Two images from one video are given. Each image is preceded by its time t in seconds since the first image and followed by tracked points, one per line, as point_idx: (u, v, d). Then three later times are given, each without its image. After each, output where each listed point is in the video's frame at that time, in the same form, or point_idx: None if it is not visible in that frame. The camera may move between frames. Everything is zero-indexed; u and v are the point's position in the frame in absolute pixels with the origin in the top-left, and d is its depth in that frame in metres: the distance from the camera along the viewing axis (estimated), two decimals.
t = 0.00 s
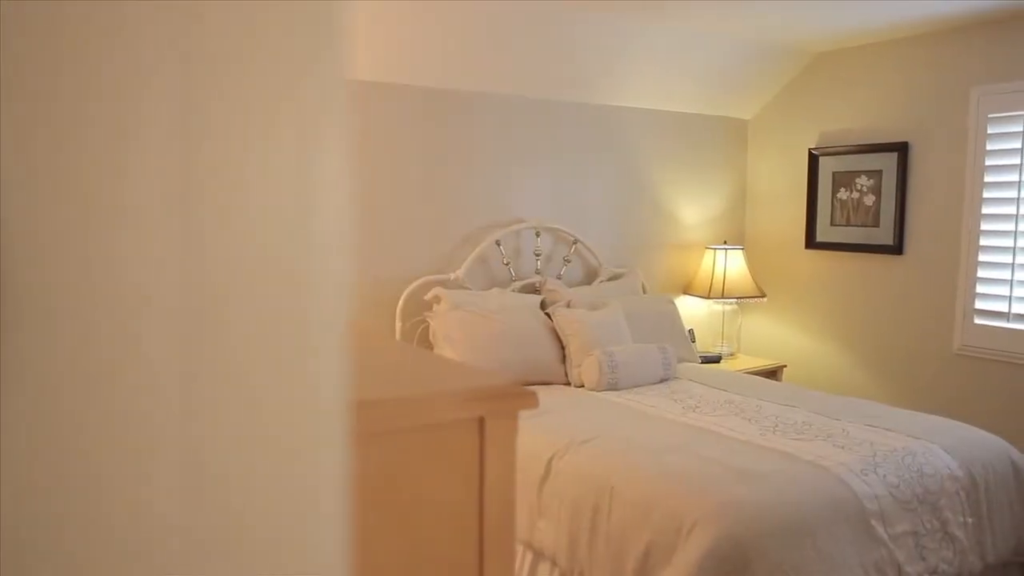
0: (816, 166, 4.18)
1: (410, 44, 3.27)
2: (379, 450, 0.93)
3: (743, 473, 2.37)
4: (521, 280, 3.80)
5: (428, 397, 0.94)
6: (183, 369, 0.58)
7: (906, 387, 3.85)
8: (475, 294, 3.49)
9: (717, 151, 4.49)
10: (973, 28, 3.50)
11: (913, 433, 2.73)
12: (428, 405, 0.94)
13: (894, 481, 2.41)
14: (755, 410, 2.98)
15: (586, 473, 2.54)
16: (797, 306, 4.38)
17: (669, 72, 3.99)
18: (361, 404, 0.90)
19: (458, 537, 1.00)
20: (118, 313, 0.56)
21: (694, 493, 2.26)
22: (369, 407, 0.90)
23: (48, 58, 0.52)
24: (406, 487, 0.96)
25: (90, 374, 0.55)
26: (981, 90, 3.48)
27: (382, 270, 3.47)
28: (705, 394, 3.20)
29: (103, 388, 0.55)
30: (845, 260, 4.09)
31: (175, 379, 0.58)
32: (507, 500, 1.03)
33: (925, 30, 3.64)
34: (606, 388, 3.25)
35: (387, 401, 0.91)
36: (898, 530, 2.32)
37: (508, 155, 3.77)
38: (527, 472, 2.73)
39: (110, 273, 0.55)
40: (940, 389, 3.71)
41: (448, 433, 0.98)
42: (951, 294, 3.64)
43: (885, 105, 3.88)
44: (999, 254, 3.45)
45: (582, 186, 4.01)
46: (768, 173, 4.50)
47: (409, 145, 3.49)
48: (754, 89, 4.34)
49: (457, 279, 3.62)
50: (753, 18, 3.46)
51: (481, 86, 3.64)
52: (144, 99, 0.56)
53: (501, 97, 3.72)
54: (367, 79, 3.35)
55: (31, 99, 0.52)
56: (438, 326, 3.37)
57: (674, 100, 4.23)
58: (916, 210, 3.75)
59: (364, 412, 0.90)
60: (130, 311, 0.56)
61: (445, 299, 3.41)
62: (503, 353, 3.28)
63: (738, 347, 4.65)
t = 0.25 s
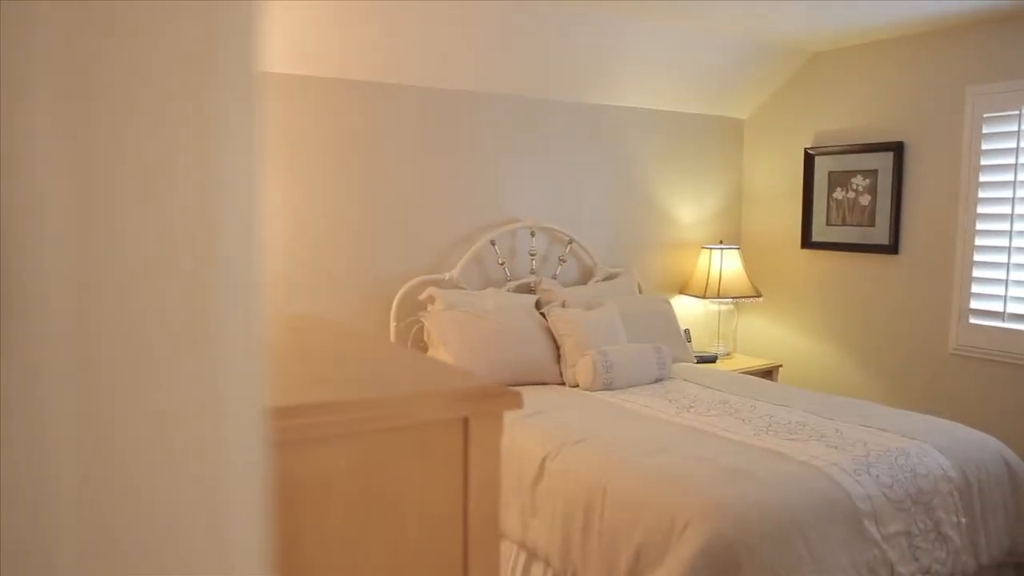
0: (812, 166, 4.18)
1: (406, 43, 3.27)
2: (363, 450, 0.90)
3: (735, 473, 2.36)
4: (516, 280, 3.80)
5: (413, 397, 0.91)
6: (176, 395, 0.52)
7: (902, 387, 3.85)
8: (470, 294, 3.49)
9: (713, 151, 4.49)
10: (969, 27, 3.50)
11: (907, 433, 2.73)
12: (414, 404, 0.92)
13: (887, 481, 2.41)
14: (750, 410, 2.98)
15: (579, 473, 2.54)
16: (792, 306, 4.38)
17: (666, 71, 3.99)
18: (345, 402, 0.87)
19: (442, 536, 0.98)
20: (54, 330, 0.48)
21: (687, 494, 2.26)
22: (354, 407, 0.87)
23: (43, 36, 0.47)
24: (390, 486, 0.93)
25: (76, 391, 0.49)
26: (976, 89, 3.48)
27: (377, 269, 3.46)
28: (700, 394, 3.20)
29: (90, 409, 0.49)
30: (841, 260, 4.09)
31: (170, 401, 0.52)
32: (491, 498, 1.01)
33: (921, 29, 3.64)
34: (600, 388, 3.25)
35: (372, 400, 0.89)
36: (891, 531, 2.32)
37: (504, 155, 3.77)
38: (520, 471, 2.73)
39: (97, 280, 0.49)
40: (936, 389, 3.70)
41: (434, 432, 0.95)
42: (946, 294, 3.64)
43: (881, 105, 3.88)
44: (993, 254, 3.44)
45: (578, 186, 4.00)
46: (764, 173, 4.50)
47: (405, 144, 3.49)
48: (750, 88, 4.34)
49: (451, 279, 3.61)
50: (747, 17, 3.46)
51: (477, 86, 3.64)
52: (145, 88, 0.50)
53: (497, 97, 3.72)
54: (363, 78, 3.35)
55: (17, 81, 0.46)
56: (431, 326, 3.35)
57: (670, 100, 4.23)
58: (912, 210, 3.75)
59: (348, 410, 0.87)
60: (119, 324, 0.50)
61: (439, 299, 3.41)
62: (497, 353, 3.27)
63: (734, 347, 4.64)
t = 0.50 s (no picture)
0: (807, 166, 4.18)
1: (401, 43, 3.27)
2: (351, 450, 0.90)
3: (727, 473, 2.36)
4: (511, 280, 3.79)
5: (400, 397, 0.91)
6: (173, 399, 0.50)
7: (898, 387, 3.84)
8: (465, 294, 3.49)
9: (709, 151, 4.49)
10: (963, 27, 3.50)
11: (901, 433, 2.72)
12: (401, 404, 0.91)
13: (880, 481, 2.40)
14: (743, 410, 2.97)
15: (572, 473, 2.53)
16: (788, 306, 4.38)
17: (662, 71, 3.98)
18: (332, 402, 0.87)
19: (428, 538, 0.98)
20: None
21: (679, 494, 2.25)
22: (341, 406, 0.87)
23: None
24: (377, 487, 0.93)
25: (76, 391, 0.46)
26: (971, 89, 3.48)
27: (371, 269, 3.45)
28: (694, 393, 3.20)
29: (89, 410, 0.47)
30: (837, 259, 4.09)
31: (108, 431, 0.47)
32: (477, 499, 1.00)
33: (916, 28, 3.64)
34: (595, 388, 3.24)
35: (359, 400, 0.89)
36: (883, 530, 2.32)
37: (500, 155, 3.76)
38: (514, 471, 2.73)
39: (97, 281, 0.46)
40: (931, 389, 3.71)
41: (421, 433, 0.94)
42: (941, 293, 3.64)
43: (876, 105, 3.88)
44: (988, 253, 3.44)
45: (573, 186, 4.00)
46: (760, 172, 4.50)
47: (400, 144, 3.48)
48: (746, 88, 4.34)
49: (446, 279, 3.61)
50: (742, 16, 3.45)
51: (473, 86, 3.63)
52: (80, 86, 0.45)
53: (492, 96, 3.72)
54: (357, 78, 3.35)
55: None
56: (425, 325, 3.34)
57: (666, 100, 4.22)
58: (907, 210, 3.75)
59: (334, 410, 0.87)
60: (119, 323, 0.47)
61: (434, 298, 3.41)
62: (492, 353, 3.27)
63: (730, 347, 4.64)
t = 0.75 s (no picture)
0: (802, 165, 4.18)
1: (394, 42, 3.26)
2: (330, 452, 0.88)
3: (720, 473, 2.36)
4: (505, 279, 3.79)
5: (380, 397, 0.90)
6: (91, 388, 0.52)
7: (892, 386, 3.85)
8: (458, 294, 3.49)
9: (703, 150, 4.49)
10: (957, 25, 3.50)
11: (893, 432, 2.72)
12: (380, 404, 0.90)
13: (872, 480, 2.40)
14: (737, 409, 2.97)
15: (564, 472, 2.53)
16: (782, 304, 4.38)
17: (656, 70, 3.98)
18: (310, 402, 0.86)
19: (411, 542, 0.96)
20: None
21: (670, 493, 2.25)
22: (320, 406, 0.86)
23: None
24: (355, 492, 0.91)
25: None
26: (965, 87, 3.48)
27: (365, 269, 3.45)
28: (688, 392, 3.20)
29: None
30: (831, 258, 4.09)
31: None
32: (461, 503, 0.98)
33: (909, 27, 3.64)
34: (588, 387, 3.24)
35: (337, 400, 0.87)
36: (875, 529, 2.32)
37: (493, 154, 3.76)
38: (507, 471, 2.73)
39: None
40: (925, 388, 3.71)
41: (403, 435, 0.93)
42: (935, 292, 3.64)
43: (871, 104, 3.88)
44: (982, 252, 3.44)
45: (568, 185, 4.00)
46: (754, 171, 4.50)
47: (394, 144, 3.48)
48: (740, 87, 4.34)
49: (439, 278, 3.60)
50: (735, 15, 3.44)
51: (467, 85, 3.63)
52: None
53: (486, 96, 3.71)
54: (350, 77, 3.34)
55: None
56: (419, 325, 3.34)
57: (661, 99, 4.22)
58: (901, 209, 3.75)
59: (312, 410, 0.86)
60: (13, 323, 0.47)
61: (427, 298, 3.41)
62: (485, 352, 3.26)
63: (725, 346, 4.64)
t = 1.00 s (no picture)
0: (795, 164, 4.18)
1: (386, 41, 3.26)
2: (313, 450, 0.94)
3: (711, 473, 2.35)
4: (498, 279, 3.79)
5: (359, 398, 0.95)
6: (22, 383, 0.54)
7: (885, 385, 3.85)
8: (451, 293, 3.48)
9: (697, 149, 4.49)
10: (949, 25, 3.51)
11: (885, 431, 2.72)
12: (359, 405, 0.95)
13: (863, 479, 2.40)
14: (729, 408, 2.98)
15: (555, 472, 2.53)
16: (776, 304, 4.38)
17: (650, 69, 3.97)
18: (292, 403, 0.91)
19: (392, 532, 1.01)
20: None
21: (661, 493, 2.24)
22: (300, 407, 0.91)
23: None
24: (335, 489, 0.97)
25: None
26: (956, 87, 3.49)
27: (357, 268, 3.45)
28: (681, 392, 3.20)
29: None
30: (824, 257, 4.09)
31: None
32: (440, 498, 1.03)
33: (902, 26, 3.65)
34: (581, 386, 3.24)
35: (318, 400, 0.93)
36: (866, 529, 2.31)
37: (486, 153, 3.76)
38: (498, 470, 2.72)
39: None
40: (918, 387, 3.71)
41: (382, 432, 0.98)
42: (928, 292, 3.64)
43: (863, 103, 3.88)
44: (974, 252, 3.45)
45: (561, 184, 4.00)
46: (748, 171, 4.50)
47: (386, 143, 3.47)
48: (734, 86, 4.34)
49: (432, 278, 3.60)
50: (729, 14, 3.44)
51: (460, 84, 3.63)
52: None
53: (479, 95, 3.71)
54: (342, 76, 3.34)
55: None
56: (411, 324, 3.33)
57: (654, 98, 4.21)
58: (894, 208, 3.75)
59: (294, 411, 0.91)
60: None
61: (420, 297, 3.40)
62: (478, 352, 3.26)
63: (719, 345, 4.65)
